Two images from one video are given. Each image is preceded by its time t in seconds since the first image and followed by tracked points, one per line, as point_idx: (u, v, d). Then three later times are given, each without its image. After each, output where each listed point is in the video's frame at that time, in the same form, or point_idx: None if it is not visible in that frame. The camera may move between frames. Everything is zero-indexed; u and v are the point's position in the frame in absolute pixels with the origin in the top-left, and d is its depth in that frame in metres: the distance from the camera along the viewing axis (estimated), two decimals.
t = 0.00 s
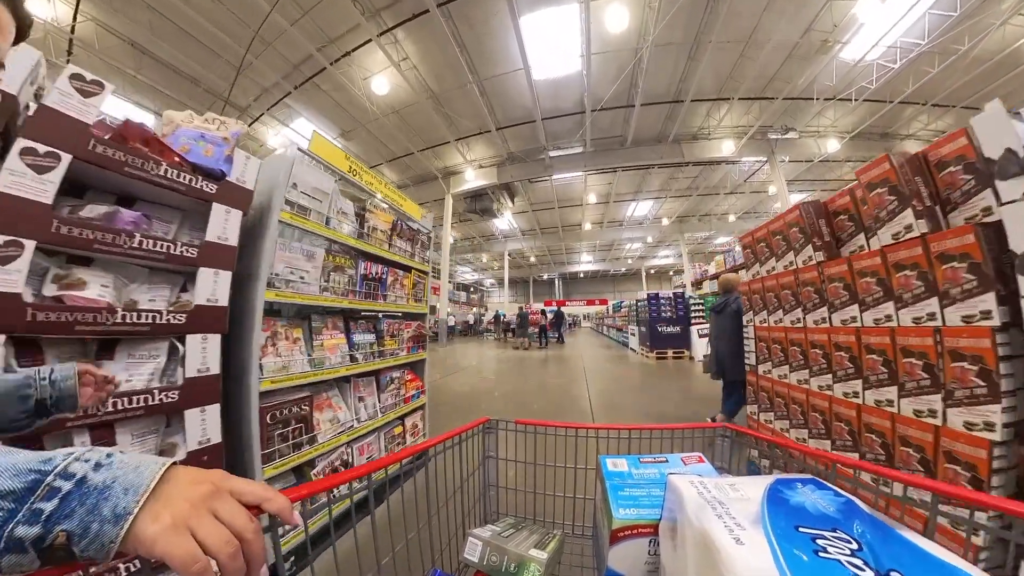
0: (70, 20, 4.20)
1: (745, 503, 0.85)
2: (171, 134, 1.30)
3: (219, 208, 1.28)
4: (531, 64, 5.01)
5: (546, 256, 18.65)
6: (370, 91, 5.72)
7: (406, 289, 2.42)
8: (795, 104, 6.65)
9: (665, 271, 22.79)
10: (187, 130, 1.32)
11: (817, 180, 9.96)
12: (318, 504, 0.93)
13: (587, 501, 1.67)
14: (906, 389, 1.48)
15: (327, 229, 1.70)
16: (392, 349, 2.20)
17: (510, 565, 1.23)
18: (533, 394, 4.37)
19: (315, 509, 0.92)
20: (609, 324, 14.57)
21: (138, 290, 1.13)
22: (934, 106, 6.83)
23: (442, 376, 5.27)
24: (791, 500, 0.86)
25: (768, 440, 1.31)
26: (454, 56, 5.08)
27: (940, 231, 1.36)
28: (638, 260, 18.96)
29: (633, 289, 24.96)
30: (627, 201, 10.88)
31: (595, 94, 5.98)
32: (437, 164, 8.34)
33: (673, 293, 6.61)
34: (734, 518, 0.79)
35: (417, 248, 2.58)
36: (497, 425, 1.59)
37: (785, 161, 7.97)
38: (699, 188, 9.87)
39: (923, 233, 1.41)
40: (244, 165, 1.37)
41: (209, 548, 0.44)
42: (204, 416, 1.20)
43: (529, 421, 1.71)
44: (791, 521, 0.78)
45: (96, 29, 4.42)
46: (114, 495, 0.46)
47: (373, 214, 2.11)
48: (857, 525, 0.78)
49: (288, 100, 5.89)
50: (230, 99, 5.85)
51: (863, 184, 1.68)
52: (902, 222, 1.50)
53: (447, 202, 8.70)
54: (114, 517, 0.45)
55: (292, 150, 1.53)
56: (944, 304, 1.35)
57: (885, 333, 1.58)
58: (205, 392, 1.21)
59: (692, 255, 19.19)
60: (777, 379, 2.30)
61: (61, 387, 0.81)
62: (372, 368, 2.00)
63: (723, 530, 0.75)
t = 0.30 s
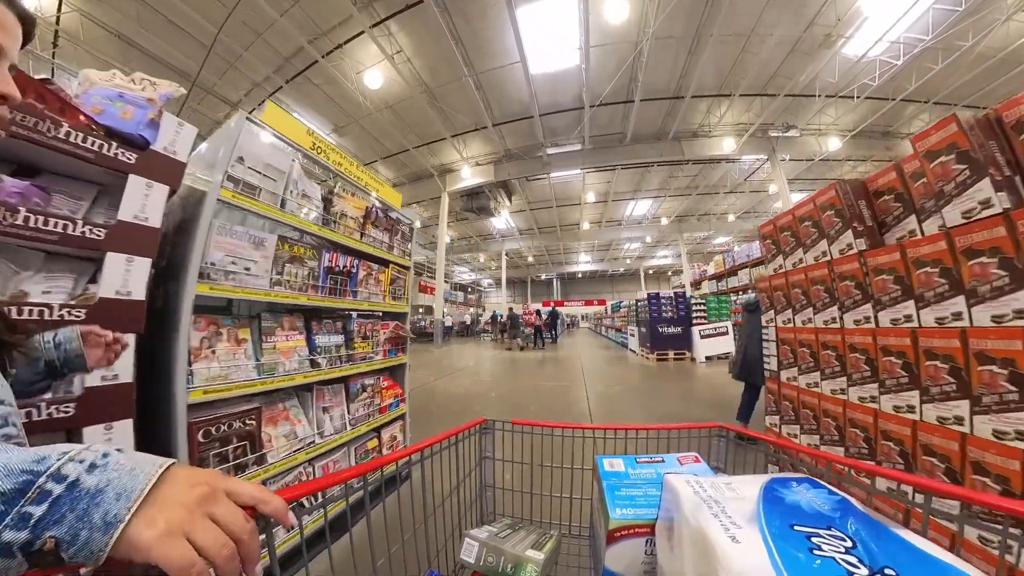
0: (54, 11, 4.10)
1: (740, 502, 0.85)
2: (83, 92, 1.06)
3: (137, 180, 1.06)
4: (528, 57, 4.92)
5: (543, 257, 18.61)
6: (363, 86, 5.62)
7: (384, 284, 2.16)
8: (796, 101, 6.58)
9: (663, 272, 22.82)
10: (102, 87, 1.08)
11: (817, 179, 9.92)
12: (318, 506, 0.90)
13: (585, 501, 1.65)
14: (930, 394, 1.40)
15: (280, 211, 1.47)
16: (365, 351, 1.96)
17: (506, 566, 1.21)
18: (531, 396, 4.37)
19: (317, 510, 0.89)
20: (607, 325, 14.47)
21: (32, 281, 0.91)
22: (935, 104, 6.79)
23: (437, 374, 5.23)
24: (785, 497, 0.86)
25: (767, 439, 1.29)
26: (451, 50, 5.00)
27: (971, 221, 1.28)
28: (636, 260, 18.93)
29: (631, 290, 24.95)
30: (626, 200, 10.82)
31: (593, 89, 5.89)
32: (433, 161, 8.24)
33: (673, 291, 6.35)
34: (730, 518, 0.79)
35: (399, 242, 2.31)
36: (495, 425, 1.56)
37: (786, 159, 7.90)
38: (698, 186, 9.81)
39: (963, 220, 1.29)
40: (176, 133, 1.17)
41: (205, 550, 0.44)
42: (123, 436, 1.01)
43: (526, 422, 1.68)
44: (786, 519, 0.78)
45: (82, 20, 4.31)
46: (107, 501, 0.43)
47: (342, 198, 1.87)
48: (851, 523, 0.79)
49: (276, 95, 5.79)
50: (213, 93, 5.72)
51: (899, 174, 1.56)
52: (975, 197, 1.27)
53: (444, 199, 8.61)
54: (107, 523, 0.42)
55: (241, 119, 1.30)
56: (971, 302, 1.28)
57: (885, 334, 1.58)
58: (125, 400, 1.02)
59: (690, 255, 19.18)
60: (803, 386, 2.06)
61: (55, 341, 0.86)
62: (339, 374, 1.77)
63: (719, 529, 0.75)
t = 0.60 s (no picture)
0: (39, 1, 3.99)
1: (734, 508, 0.84)
2: None
3: (29, 146, 0.94)
4: (525, 48, 4.81)
5: (541, 256, 18.57)
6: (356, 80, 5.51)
7: (357, 280, 1.84)
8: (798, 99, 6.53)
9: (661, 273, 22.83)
10: None
11: (817, 178, 9.90)
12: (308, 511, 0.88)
13: (580, 505, 1.65)
14: (954, 403, 1.32)
15: (222, 192, 1.18)
16: (335, 358, 1.64)
17: (502, 571, 1.18)
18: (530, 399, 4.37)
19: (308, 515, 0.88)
20: (604, 324, 14.40)
21: None
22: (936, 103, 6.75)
23: (433, 369, 5.19)
24: (780, 501, 0.84)
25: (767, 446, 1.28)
26: (445, 42, 4.91)
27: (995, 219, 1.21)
28: (634, 261, 18.90)
29: (630, 289, 24.92)
30: (625, 199, 10.78)
31: (591, 84, 5.77)
32: (429, 158, 8.14)
33: (674, 291, 5.88)
34: (724, 523, 0.78)
35: (377, 233, 1.98)
36: (491, 428, 1.55)
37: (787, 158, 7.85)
38: (698, 185, 9.77)
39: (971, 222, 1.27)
40: (84, 96, 1.11)
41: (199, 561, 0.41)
42: (2, 454, 0.84)
43: (523, 425, 1.66)
44: (781, 526, 0.76)
45: (67, 11, 4.20)
46: (98, 513, 0.42)
47: (305, 180, 1.57)
48: (845, 528, 0.76)
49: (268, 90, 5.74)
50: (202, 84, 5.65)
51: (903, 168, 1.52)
52: None
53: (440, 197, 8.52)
54: (98, 534, 0.41)
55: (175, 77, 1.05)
56: (999, 303, 1.20)
57: (886, 337, 1.57)
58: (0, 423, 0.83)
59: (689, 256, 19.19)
60: (837, 400, 1.82)
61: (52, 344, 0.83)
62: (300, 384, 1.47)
63: (712, 535, 0.74)
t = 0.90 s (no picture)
0: None
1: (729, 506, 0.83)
2: None
3: None
4: (523, 40, 4.70)
5: (540, 256, 18.54)
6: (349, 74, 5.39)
7: (322, 273, 1.54)
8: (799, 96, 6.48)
9: (659, 274, 22.89)
10: None
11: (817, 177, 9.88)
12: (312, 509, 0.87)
13: (579, 506, 1.64)
14: None
15: (148, 163, 0.94)
16: (292, 363, 1.36)
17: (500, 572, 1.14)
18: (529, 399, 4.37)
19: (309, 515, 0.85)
20: (602, 324, 14.29)
21: None
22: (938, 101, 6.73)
23: (432, 369, 5.18)
24: (775, 498, 0.84)
25: (766, 446, 1.30)
26: (442, 37, 4.84)
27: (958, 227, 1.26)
28: (633, 261, 18.91)
29: (629, 289, 24.87)
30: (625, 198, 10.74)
31: (590, 78, 5.67)
32: (425, 155, 8.04)
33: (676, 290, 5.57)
34: (721, 521, 0.77)
35: (349, 218, 1.68)
36: (490, 428, 1.51)
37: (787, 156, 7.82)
38: (697, 185, 9.74)
39: (997, 212, 1.16)
40: None
41: (194, 554, 0.40)
42: None
43: (521, 425, 1.63)
44: (775, 522, 0.76)
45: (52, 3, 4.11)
46: (89, 502, 0.42)
47: (258, 155, 1.30)
48: (842, 525, 0.76)
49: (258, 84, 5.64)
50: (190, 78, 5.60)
51: (877, 174, 1.58)
52: None
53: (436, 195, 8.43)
54: (91, 522, 0.40)
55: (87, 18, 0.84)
56: (963, 306, 1.27)
57: (886, 337, 1.56)
58: None
59: (688, 256, 19.22)
60: (883, 413, 1.57)
61: (36, 389, 0.72)
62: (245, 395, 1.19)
63: (710, 533, 0.73)
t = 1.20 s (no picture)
0: None
1: (730, 508, 0.81)
2: None
3: None
4: (519, 32, 4.59)
5: (538, 256, 18.51)
6: (341, 67, 5.27)
7: (276, 265, 1.31)
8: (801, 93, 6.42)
9: (657, 275, 22.93)
10: None
11: (817, 177, 9.86)
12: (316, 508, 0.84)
13: (579, 508, 1.63)
14: None
15: (36, 123, 0.74)
16: (236, 371, 1.13)
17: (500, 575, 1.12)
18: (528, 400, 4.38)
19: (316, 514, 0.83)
20: (600, 324, 14.24)
21: None
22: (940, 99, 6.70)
23: (431, 372, 5.15)
24: (777, 497, 0.83)
25: (766, 447, 1.29)
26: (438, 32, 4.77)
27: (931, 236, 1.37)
28: (632, 261, 18.92)
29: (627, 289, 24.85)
30: (624, 198, 10.70)
31: (589, 72, 5.59)
32: (420, 153, 7.92)
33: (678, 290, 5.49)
34: (722, 523, 0.75)
35: (314, 202, 1.43)
36: (490, 430, 1.49)
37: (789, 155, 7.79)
38: (696, 184, 9.69)
39: None
40: None
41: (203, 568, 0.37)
42: None
43: (522, 427, 1.62)
44: (778, 525, 0.75)
45: None
46: (91, 516, 0.38)
47: (196, 123, 1.07)
48: (842, 527, 0.75)
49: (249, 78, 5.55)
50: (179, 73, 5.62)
51: (899, 164, 1.48)
52: None
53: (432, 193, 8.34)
54: (92, 539, 0.38)
55: None
56: (991, 305, 1.19)
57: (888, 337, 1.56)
58: None
59: (687, 256, 19.23)
60: (950, 435, 1.32)
61: (62, 369, 0.74)
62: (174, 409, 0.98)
63: (712, 536, 0.72)
